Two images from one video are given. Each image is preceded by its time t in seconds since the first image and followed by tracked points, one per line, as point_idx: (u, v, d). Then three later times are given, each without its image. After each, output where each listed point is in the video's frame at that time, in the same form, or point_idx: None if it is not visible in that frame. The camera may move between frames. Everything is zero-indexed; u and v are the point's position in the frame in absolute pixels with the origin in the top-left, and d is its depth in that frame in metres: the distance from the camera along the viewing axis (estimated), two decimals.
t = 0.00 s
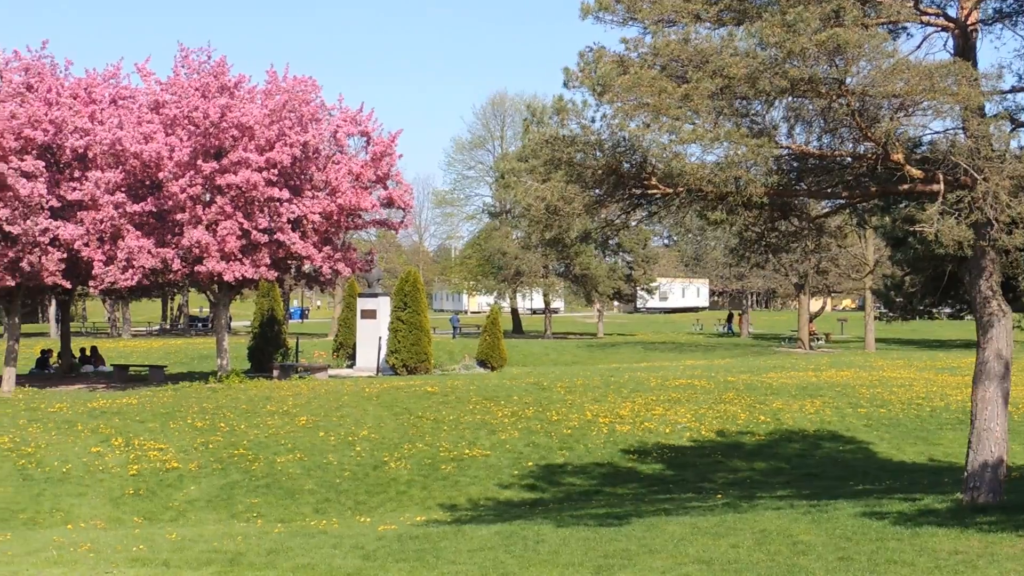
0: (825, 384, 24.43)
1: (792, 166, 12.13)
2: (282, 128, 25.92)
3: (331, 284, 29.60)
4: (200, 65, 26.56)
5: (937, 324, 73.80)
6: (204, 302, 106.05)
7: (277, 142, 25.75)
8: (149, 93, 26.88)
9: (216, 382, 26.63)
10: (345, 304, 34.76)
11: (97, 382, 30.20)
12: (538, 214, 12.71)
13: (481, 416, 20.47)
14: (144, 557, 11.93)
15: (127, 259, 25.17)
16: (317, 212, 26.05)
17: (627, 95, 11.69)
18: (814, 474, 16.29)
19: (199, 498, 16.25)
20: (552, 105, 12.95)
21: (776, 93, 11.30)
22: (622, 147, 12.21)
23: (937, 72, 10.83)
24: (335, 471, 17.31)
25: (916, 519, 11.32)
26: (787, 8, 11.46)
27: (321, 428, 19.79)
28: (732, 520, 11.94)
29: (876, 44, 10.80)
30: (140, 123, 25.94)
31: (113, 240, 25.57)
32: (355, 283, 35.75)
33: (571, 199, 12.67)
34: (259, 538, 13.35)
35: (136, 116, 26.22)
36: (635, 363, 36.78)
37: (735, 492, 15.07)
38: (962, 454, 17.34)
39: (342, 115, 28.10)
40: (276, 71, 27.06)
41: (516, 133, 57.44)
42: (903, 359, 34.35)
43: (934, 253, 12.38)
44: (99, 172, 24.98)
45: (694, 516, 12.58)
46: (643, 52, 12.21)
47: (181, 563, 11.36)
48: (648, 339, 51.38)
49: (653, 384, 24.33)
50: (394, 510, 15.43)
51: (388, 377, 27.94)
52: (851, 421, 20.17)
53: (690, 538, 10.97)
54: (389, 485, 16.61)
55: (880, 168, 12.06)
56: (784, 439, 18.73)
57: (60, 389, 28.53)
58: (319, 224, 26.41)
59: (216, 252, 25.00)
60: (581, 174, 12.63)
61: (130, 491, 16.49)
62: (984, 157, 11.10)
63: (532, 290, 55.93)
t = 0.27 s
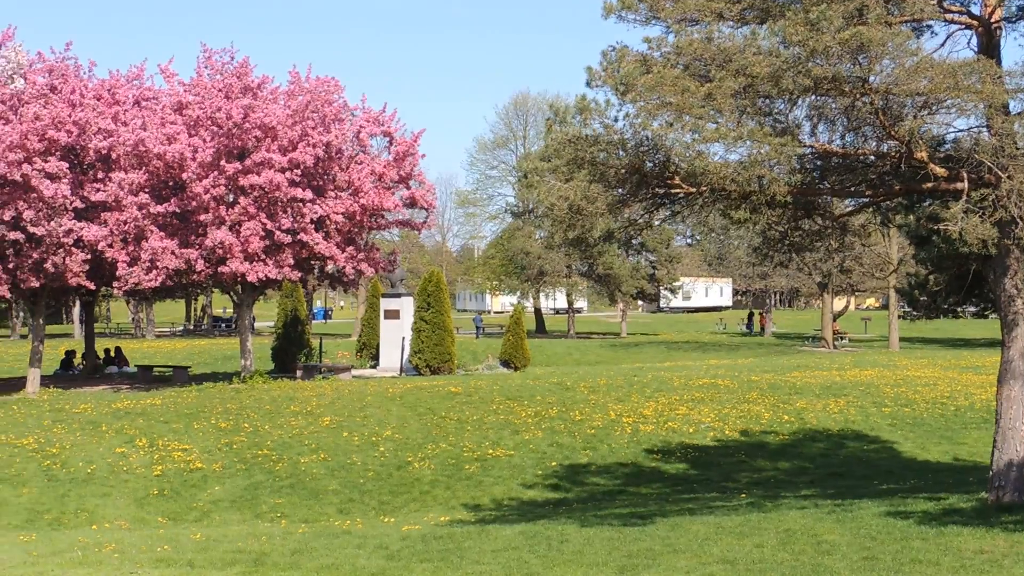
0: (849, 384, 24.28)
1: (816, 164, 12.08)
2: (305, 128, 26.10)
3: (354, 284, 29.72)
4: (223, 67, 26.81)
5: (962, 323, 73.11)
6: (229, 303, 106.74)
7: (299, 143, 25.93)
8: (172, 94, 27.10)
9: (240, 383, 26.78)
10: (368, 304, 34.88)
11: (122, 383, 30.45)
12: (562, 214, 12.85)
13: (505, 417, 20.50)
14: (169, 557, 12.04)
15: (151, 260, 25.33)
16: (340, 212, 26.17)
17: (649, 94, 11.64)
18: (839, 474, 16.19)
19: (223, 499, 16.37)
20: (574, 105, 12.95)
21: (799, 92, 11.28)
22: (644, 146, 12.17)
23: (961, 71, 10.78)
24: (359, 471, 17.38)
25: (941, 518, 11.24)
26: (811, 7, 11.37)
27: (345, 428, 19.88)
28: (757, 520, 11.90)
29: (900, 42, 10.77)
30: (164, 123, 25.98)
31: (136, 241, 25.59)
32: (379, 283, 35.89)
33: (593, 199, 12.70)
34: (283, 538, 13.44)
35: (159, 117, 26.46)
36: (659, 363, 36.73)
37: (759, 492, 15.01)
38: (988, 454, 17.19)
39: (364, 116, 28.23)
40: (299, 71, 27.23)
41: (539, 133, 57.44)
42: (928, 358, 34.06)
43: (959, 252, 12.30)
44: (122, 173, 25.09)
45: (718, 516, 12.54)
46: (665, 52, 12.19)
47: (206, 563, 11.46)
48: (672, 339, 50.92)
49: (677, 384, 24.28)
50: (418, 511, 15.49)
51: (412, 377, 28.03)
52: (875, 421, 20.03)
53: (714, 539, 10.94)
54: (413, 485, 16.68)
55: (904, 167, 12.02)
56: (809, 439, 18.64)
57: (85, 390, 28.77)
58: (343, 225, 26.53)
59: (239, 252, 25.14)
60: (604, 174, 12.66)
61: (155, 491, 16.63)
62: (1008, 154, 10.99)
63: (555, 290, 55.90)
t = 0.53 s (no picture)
0: (872, 386, 24.13)
1: (839, 166, 12.02)
2: (328, 130, 26.23)
3: (377, 286, 29.83)
4: (246, 69, 27.01)
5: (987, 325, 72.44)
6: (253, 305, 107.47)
7: (322, 144, 26.07)
8: (194, 96, 27.35)
9: (264, 384, 26.94)
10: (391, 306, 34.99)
11: (147, 385, 30.70)
12: (585, 215, 12.83)
13: (528, 418, 20.52)
14: (192, 559, 12.16)
15: (175, 261, 25.52)
16: (363, 214, 26.28)
17: (672, 96, 11.70)
18: (863, 476, 16.10)
19: (246, 500, 16.48)
20: (597, 107, 13.01)
21: (822, 93, 11.22)
22: (668, 148, 12.24)
23: (985, 72, 10.74)
24: (382, 473, 17.45)
25: (966, 521, 11.16)
26: (834, 8, 11.29)
27: (368, 430, 19.96)
28: (781, 522, 11.86)
29: (924, 43, 10.67)
30: (188, 126, 26.36)
31: (160, 243, 25.83)
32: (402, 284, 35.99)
33: (617, 201, 12.66)
34: (306, 540, 13.53)
35: (183, 119, 26.71)
36: (682, 365, 36.67)
37: (783, 494, 14.95)
38: (1013, 456, 17.04)
39: (388, 118, 28.32)
40: (322, 73, 27.37)
41: (562, 135, 57.40)
42: (952, 360, 33.79)
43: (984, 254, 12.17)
44: (146, 175, 25.40)
45: (741, 518, 12.52)
46: (688, 53, 12.22)
47: (230, 565, 11.55)
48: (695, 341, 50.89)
49: (700, 385, 24.21)
50: (441, 513, 15.54)
51: (435, 379, 28.09)
52: (899, 423, 19.89)
53: (738, 541, 10.91)
54: (436, 487, 16.72)
55: (928, 169, 11.89)
56: (832, 441, 18.54)
57: (110, 391, 29.01)
58: (366, 226, 26.66)
59: (262, 254, 25.31)
60: (627, 175, 12.63)
61: (178, 493, 16.76)
62: None
63: (578, 292, 55.84)
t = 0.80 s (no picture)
0: (897, 390, 23.93)
1: (864, 170, 11.94)
2: (353, 133, 26.32)
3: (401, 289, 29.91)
4: (271, 71, 27.15)
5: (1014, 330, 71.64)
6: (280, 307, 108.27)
7: (347, 147, 26.17)
8: (221, 99, 27.51)
9: (288, 387, 27.06)
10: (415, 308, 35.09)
11: (172, 387, 30.95)
12: (611, 219, 13.00)
13: (552, 422, 20.51)
14: (216, 560, 12.26)
15: (200, 263, 25.68)
16: (387, 217, 26.36)
17: (698, 99, 11.67)
18: (887, 481, 15.99)
19: (271, 502, 16.58)
20: (623, 110, 12.95)
21: (848, 97, 11.17)
22: (693, 151, 12.17)
23: (1012, 76, 10.68)
24: (406, 476, 17.50)
25: (993, 527, 11.05)
26: (859, 12, 11.28)
27: (392, 433, 20.03)
28: (805, 527, 11.79)
29: (950, 47, 10.60)
30: (213, 128, 26.62)
31: (184, 245, 26.01)
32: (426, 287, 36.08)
33: (642, 204, 12.79)
34: (330, 542, 13.60)
35: (208, 122, 26.91)
36: (706, 368, 36.50)
37: (807, 499, 14.87)
38: None
39: (412, 121, 28.42)
40: (347, 76, 27.50)
41: (586, 138, 57.40)
42: (978, 365, 33.44)
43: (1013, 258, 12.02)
44: (172, 177, 25.58)
45: (766, 523, 12.47)
46: (714, 57, 12.18)
47: (254, 567, 11.63)
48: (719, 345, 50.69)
49: (724, 389, 24.11)
50: (465, 515, 15.58)
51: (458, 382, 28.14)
52: (923, 428, 19.72)
53: (762, 545, 10.86)
54: (460, 490, 16.75)
55: (955, 172, 11.87)
56: (857, 446, 18.41)
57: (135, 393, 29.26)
58: (390, 229, 26.74)
59: (287, 256, 25.41)
60: (652, 178, 12.68)
61: (203, 495, 16.88)
62: None
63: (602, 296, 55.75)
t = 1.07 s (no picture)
0: (926, 394, 23.71)
1: (893, 173, 11.91)
2: (380, 137, 26.40)
3: (429, 293, 30.00)
4: (299, 77, 27.32)
5: None
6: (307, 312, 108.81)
7: (374, 152, 26.30)
8: (249, 104, 27.97)
9: (316, 391, 27.22)
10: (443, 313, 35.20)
11: (200, 391, 31.21)
12: (639, 223, 13.05)
13: (580, 426, 20.51)
14: (245, 565, 12.38)
15: (228, 268, 25.88)
16: (415, 221, 26.48)
17: (726, 103, 11.69)
18: (916, 485, 15.86)
19: (299, 507, 16.70)
20: (650, 114, 12.94)
21: (876, 100, 11.10)
22: (721, 155, 12.16)
23: None
24: (434, 480, 17.57)
25: None
26: (887, 15, 11.30)
27: (420, 437, 20.11)
28: (834, 531, 11.73)
29: (979, 49, 10.52)
30: (240, 133, 26.95)
31: (213, 250, 26.37)
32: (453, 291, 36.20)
33: (670, 209, 12.85)
34: (359, 547, 13.67)
35: (236, 127, 27.16)
36: (734, 372, 36.35)
37: (836, 503, 14.77)
38: None
39: (439, 125, 28.54)
40: (375, 80, 27.61)
41: (614, 141, 57.36)
42: (1009, 368, 33.04)
43: None
44: (200, 182, 25.84)
45: (795, 527, 12.41)
46: (742, 61, 12.16)
47: (283, 571, 11.73)
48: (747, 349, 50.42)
49: (752, 393, 24.00)
50: (493, 520, 15.62)
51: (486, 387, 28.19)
52: (953, 432, 19.53)
53: (791, 550, 10.82)
54: (488, 494, 16.79)
55: (984, 176, 11.75)
56: (886, 450, 18.26)
57: (164, 398, 29.53)
58: (418, 234, 26.86)
59: (315, 261, 25.58)
60: (680, 183, 12.70)
61: (231, 499, 17.02)
62: None
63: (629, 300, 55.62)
